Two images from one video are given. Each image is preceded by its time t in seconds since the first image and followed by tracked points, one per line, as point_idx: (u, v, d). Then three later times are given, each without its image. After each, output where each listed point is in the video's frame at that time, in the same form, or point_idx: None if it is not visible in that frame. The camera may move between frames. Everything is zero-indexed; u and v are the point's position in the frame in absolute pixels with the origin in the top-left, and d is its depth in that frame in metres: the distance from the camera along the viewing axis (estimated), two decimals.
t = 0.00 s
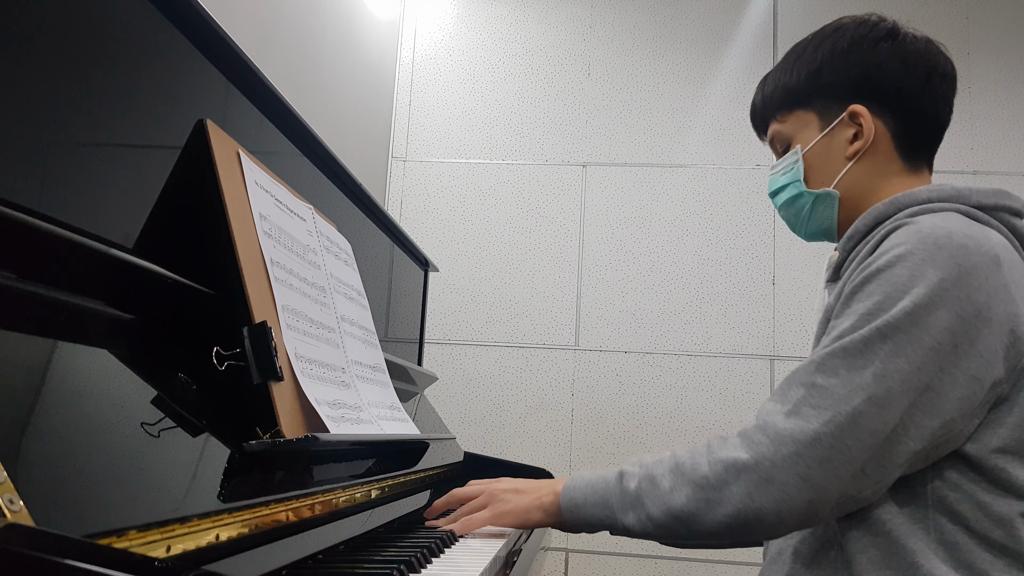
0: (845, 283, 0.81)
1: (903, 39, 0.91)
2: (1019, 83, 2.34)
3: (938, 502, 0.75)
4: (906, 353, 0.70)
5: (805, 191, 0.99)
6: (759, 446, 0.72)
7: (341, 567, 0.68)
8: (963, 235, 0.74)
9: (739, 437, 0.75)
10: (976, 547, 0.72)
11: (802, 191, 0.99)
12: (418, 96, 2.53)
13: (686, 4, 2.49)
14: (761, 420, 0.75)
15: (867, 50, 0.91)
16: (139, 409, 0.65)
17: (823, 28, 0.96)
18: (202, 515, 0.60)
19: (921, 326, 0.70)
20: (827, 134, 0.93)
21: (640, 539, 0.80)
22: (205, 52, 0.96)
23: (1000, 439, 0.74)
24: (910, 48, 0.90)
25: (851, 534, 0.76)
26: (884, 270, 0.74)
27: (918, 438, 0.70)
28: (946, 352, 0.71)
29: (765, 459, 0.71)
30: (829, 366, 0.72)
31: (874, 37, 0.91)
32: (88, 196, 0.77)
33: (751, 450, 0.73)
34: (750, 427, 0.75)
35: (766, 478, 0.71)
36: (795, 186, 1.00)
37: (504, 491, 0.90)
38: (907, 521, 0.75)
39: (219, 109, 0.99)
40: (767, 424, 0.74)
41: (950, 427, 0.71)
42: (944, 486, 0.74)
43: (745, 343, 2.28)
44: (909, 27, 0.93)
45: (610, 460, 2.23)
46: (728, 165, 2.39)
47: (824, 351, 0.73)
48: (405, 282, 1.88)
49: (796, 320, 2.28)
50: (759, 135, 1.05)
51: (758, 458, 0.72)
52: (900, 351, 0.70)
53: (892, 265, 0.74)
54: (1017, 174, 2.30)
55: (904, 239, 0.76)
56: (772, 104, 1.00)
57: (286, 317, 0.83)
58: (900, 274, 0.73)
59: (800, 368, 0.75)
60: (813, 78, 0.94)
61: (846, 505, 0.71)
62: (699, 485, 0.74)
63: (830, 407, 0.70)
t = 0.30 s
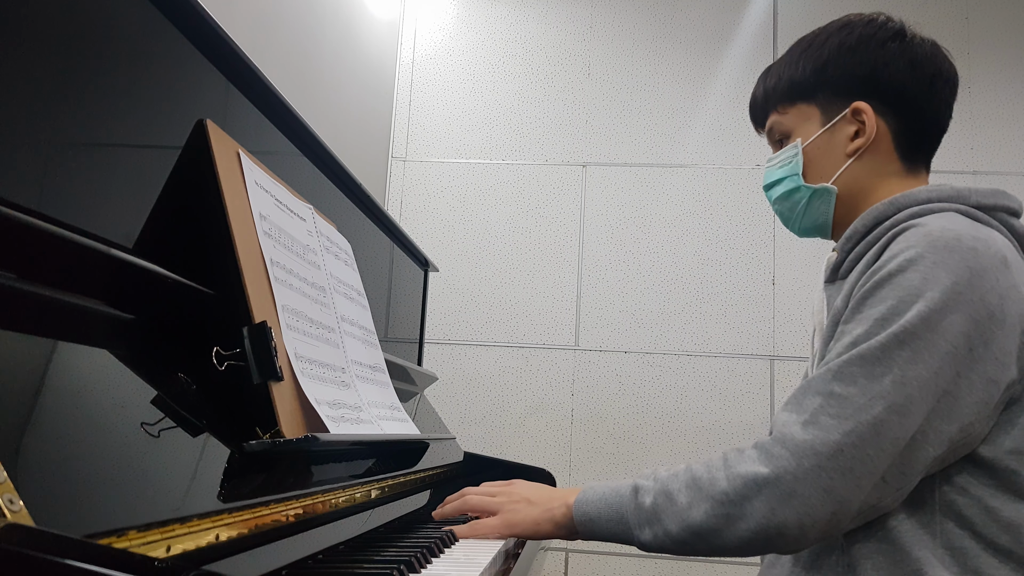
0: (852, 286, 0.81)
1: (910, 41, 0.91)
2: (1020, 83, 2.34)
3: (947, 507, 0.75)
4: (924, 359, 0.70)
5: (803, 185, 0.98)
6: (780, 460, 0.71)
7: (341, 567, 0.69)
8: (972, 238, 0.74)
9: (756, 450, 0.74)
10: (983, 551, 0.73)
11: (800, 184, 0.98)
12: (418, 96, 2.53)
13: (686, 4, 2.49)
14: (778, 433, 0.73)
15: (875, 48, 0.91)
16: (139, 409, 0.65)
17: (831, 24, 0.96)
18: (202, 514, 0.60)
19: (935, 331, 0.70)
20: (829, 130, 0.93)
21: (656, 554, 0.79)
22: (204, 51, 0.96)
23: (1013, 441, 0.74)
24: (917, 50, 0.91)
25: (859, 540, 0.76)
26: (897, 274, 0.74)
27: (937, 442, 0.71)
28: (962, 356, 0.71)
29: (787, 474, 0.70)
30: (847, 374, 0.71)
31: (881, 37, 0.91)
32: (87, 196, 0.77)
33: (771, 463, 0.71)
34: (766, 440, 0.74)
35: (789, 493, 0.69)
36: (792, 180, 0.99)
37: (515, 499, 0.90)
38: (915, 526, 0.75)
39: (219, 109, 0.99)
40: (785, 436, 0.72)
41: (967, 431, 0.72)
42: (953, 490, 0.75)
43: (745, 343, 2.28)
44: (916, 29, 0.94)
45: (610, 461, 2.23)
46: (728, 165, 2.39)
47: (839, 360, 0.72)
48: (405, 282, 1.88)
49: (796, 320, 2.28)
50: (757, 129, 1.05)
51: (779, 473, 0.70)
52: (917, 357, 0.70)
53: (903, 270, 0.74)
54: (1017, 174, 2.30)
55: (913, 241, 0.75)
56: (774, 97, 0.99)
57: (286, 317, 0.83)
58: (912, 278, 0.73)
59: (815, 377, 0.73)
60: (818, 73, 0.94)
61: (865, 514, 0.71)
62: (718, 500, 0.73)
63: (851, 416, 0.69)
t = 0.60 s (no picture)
0: (853, 286, 0.81)
1: (911, 39, 0.91)
2: (1020, 83, 2.34)
3: (948, 508, 0.75)
4: (927, 360, 0.70)
5: (804, 185, 0.98)
6: (782, 461, 0.71)
7: (341, 567, 0.69)
8: (973, 238, 0.74)
9: (757, 449, 0.74)
10: (985, 553, 0.73)
11: (801, 184, 0.98)
12: (418, 96, 2.53)
13: (686, 4, 2.49)
14: (779, 433, 0.73)
15: (876, 47, 0.91)
16: (139, 410, 0.65)
17: (831, 22, 0.96)
18: (203, 515, 0.60)
19: (938, 332, 0.70)
20: (830, 129, 0.93)
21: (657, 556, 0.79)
22: (205, 51, 0.96)
23: (1015, 442, 0.74)
24: (918, 48, 0.91)
25: (861, 542, 0.76)
26: (899, 274, 0.74)
27: (939, 443, 0.71)
28: (964, 357, 0.71)
29: (789, 475, 0.70)
30: (849, 375, 0.71)
31: (883, 35, 0.91)
32: (87, 196, 0.77)
33: (772, 464, 0.71)
34: (768, 440, 0.74)
35: (791, 494, 0.69)
36: (793, 180, 0.99)
37: (514, 501, 0.90)
38: (917, 528, 0.75)
39: (220, 109, 0.99)
40: (787, 437, 0.72)
41: (969, 432, 0.72)
42: (955, 492, 0.75)
43: (745, 343, 2.28)
44: (916, 27, 0.94)
45: (610, 461, 2.23)
46: (728, 165, 2.39)
47: (841, 360, 0.72)
48: (405, 282, 1.88)
49: (796, 320, 2.28)
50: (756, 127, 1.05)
51: (781, 474, 0.70)
52: (920, 358, 0.70)
53: (906, 270, 0.74)
54: (1017, 174, 2.30)
55: (915, 242, 0.75)
56: (774, 95, 0.99)
57: (287, 317, 0.83)
58: (915, 278, 0.73)
59: (818, 378, 0.73)
60: (819, 72, 0.93)
61: (867, 515, 0.71)
62: (720, 502, 0.73)
63: (852, 418, 0.69)
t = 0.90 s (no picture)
0: (854, 286, 0.80)
1: (909, 39, 0.91)
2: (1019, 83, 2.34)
3: (949, 509, 0.75)
4: (928, 361, 0.70)
5: (803, 185, 0.98)
6: (783, 462, 0.71)
7: (341, 567, 0.68)
8: (974, 239, 0.74)
9: (758, 449, 0.74)
10: (985, 553, 0.73)
11: (801, 184, 0.98)
12: (418, 96, 2.53)
13: (686, 4, 2.49)
14: (781, 433, 0.73)
15: (875, 46, 0.91)
16: (139, 409, 0.65)
17: (829, 22, 0.96)
18: (203, 515, 0.60)
19: (939, 333, 0.70)
20: (829, 129, 0.93)
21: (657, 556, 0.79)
22: (205, 51, 0.96)
23: (1016, 442, 0.74)
24: (916, 48, 0.91)
25: (862, 543, 0.76)
26: (899, 275, 0.74)
27: (939, 444, 0.71)
28: (965, 358, 0.71)
29: (790, 475, 0.70)
30: (850, 376, 0.71)
31: (882, 35, 0.91)
32: (87, 196, 0.77)
33: (773, 465, 0.71)
34: (768, 441, 0.74)
35: (792, 495, 0.69)
36: (792, 180, 0.98)
37: (514, 501, 0.90)
38: (917, 528, 0.75)
39: (219, 109, 0.99)
40: (788, 437, 0.72)
41: (970, 432, 0.72)
42: (955, 493, 0.75)
43: (745, 343, 2.28)
44: (914, 27, 0.94)
45: (610, 461, 2.23)
46: (728, 165, 2.39)
47: (842, 362, 0.72)
48: (405, 283, 1.88)
49: (797, 320, 2.28)
50: (753, 126, 1.04)
51: (782, 475, 0.70)
52: (921, 359, 0.70)
53: (907, 271, 0.74)
54: (1017, 175, 2.30)
55: (916, 243, 0.75)
56: (772, 95, 0.99)
57: (287, 317, 0.83)
58: (916, 279, 0.73)
59: (818, 379, 0.73)
60: (818, 72, 0.93)
61: (868, 515, 0.71)
62: (721, 502, 0.73)
63: (853, 418, 0.69)
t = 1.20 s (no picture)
0: (853, 287, 0.80)
1: (907, 40, 0.92)
2: (1019, 83, 2.34)
3: (949, 509, 0.75)
4: (926, 361, 0.70)
5: (803, 186, 0.98)
6: (783, 463, 0.71)
7: (340, 567, 0.69)
8: (972, 239, 0.74)
9: (757, 450, 0.75)
10: (984, 554, 0.73)
11: (800, 185, 0.98)
12: (418, 96, 2.53)
13: (686, 4, 2.49)
14: (780, 434, 0.73)
15: (874, 47, 0.91)
16: (139, 410, 0.65)
17: (827, 22, 0.96)
18: (202, 515, 0.60)
19: (939, 333, 0.70)
20: (829, 129, 0.93)
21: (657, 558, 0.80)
22: (205, 51, 0.96)
23: (1015, 442, 0.74)
24: (914, 49, 0.92)
25: (860, 544, 0.76)
26: (898, 275, 0.74)
27: (938, 445, 0.71)
28: (964, 358, 0.71)
29: (789, 477, 0.70)
30: (849, 377, 0.71)
31: (880, 36, 0.91)
32: (87, 196, 0.77)
33: (773, 467, 0.71)
34: (768, 442, 0.74)
35: (791, 496, 0.69)
36: (791, 181, 0.98)
37: (514, 502, 0.90)
38: (916, 529, 0.75)
39: (219, 109, 0.99)
40: (788, 439, 0.72)
41: (968, 433, 0.72)
42: (955, 493, 0.75)
43: (745, 343, 2.28)
44: (911, 28, 0.94)
45: (610, 461, 2.23)
46: (728, 165, 2.39)
47: (841, 362, 0.72)
48: (405, 283, 1.88)
49: (796, 320, 2.28)
50: (749, 127, 1.04)
51: (782, 476, 0.70)
52: (920, 360, 0.70)
53: (905, 272, 0.74)
54: (1017, 175, 2.30)
55: (914, 244, 0.75)
56: (769, 95, 0.98)
57: (287, 317, 0.83)
58: (914, 280, 0.73)
59: (817, 380, 0.73)
60: (817, 72, 0.93)
61: (868, 516, 0.71)
62: (720, 504, 0.73)
63: (852, 420, 0.69)
